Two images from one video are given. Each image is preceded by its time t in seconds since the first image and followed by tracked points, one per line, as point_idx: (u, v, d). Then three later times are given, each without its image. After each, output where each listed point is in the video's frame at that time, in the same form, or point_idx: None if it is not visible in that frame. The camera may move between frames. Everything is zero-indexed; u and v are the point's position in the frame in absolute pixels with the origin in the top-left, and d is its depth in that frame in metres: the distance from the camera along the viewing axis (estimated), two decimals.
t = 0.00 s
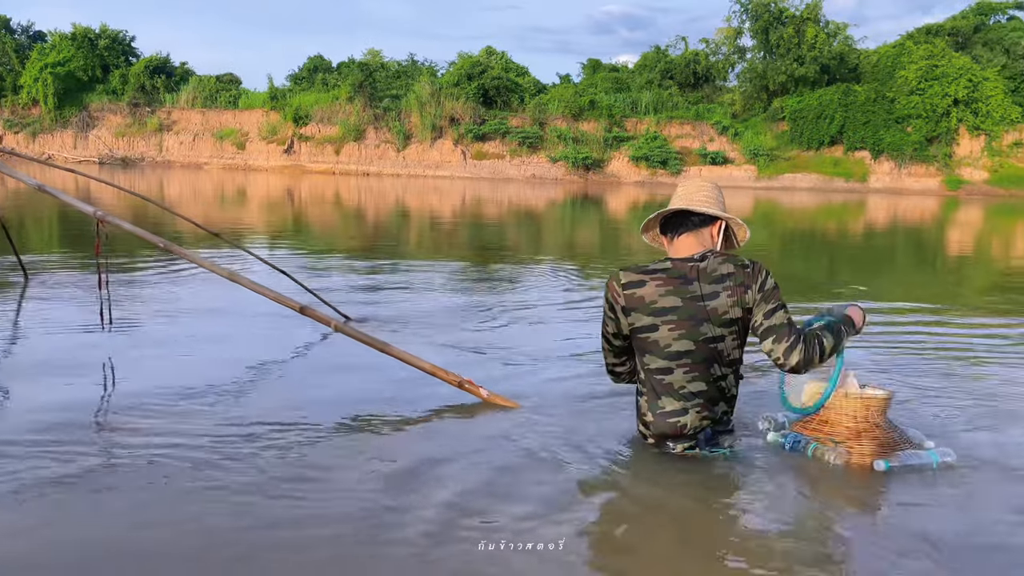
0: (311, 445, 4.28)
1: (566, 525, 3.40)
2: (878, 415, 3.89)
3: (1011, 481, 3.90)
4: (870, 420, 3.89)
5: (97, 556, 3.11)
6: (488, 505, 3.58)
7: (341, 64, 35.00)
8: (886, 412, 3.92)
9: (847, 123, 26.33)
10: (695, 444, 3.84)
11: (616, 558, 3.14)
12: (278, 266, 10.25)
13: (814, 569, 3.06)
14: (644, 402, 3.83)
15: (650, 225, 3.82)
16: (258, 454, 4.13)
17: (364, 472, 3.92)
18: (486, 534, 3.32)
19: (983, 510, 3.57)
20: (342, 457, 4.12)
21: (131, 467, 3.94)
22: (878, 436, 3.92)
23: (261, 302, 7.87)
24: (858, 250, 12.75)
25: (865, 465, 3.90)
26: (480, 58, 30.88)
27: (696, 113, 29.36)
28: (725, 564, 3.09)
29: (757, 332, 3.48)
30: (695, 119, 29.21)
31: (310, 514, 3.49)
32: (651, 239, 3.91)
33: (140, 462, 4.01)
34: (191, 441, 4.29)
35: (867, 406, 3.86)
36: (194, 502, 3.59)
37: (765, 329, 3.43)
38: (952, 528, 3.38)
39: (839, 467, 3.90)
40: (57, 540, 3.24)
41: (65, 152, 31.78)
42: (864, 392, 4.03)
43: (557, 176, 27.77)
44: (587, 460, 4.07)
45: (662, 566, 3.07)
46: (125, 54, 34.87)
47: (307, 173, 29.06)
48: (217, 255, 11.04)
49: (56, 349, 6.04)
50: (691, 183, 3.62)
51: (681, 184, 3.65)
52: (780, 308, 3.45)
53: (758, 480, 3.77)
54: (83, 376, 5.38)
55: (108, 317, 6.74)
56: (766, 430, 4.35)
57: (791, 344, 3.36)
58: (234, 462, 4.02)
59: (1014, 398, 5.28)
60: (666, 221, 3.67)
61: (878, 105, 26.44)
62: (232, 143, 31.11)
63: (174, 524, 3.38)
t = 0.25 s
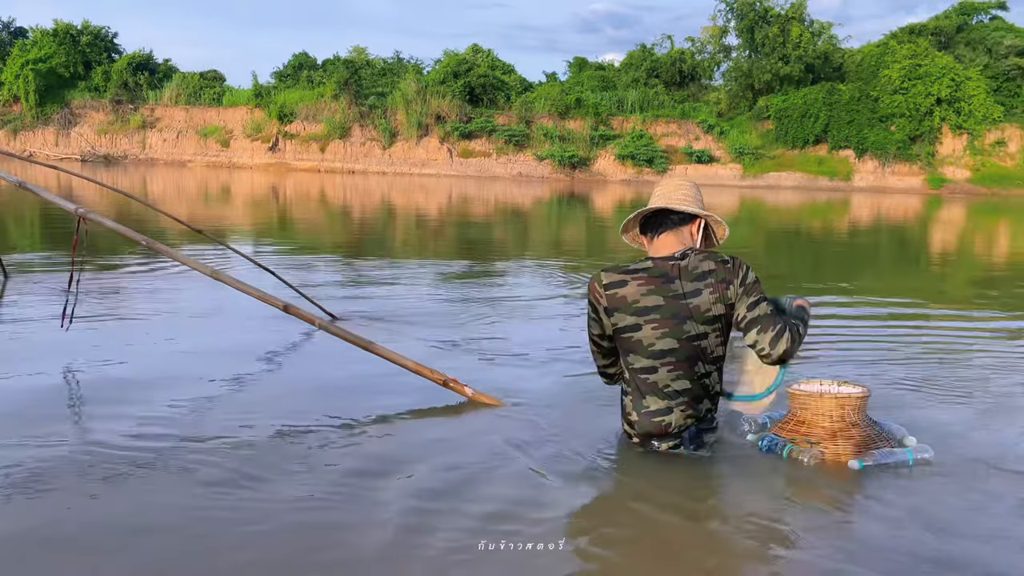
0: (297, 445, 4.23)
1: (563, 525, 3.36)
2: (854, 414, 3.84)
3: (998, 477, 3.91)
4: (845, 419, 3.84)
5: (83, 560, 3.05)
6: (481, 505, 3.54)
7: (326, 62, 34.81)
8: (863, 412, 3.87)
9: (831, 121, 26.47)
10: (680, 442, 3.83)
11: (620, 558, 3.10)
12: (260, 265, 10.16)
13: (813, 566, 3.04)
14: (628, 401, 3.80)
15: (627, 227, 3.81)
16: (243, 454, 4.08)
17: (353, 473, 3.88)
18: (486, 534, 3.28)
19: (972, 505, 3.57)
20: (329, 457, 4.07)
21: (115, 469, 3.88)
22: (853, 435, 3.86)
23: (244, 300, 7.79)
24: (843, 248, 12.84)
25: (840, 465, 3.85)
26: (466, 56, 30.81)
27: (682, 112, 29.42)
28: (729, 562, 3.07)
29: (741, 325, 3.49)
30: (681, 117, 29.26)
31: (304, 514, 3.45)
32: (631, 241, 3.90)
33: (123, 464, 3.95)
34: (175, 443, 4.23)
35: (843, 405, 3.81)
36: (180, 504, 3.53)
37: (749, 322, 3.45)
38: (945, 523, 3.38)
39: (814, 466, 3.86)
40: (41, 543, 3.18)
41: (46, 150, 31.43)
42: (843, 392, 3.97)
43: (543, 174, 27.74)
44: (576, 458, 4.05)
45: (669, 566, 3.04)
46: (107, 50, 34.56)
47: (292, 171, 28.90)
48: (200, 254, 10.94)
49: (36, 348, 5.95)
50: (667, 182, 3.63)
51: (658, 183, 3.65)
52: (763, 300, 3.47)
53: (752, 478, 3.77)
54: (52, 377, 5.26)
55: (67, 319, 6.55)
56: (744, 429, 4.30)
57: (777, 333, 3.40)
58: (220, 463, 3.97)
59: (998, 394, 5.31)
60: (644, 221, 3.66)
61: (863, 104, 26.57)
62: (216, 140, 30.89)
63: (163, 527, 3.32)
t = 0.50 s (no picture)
0: (286, 442, 4.20)
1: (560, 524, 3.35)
2: (838, 412, 3.83)
3: (984, 473, 3.94)
4: (827, 417, 3.84)
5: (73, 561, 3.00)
6: (474, 503, 3.52)
7: (313, 59, 34.66)
8: (847, 410, 3.86)
9: (818, 120, 26.63)
10: (668, 439, 3.83)
11: (621, 559, 3.08)
12: (248, 262, 10.10)
13: (810, 564, 3.05)
14: (616, 399, 3.80)
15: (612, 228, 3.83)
16: (232, 452, 4.04)
17: (344, 471, 3.85)
18: (485, 534, 3.26)
19: (961, 502, 3.60)
20: (319, 454, 4.05)
21: (102, 467, 3.83)
22: (835, 433, 3.86)
23: (232, 297, 7.74)
24: (829, 246, 12.92)
25: (819, 462, 3.85)
26: (454, 53, 30.77)
27: (670, 110, 29.49)
28: (724, 558, 3.08)
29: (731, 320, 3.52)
30: (669, 116, 29.34)
31: (298, 513, 3.41)
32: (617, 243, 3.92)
33: (109, 461, 3.90)
34: (163, 440, 4.19)
35: (827, 402, 3.81)
36: (169, 503, 3.49)
37: (738, 317, 3.48)
38: (936, 520, 3.40)
39: (793, 463, 3.86)
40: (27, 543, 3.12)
41: (31, 147, 31.14)
42: (829, 389, 3.96)
43: (532, 173, 27.72)
44: (567, 455, 4.04)
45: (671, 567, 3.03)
46: (93, 47, 34.31)
47: (279, 169, 28.76)
48: (187, 251, 10.87)
49: (20, 345, 5.87)
50: (652, 182, 3.67)
51: (642, 183, 3.68)
52: (750, 296, 3.49)
53: (745, 475, 3.78)
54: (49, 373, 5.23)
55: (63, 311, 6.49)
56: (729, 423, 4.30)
57: (768, 326, 3.44)
58: (208, 461, 3.93)
59: (983, 391, 5.35)
60: (629, 220, 3.68)
61: (850, 103, 26.71)
62: (203, 138, 30.70)
63: (156, 527, 3.28)
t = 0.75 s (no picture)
0: (278, 441, 4.18)
1: (558, 523, 3.34)
2: (823, 411, 3.84)
3: (974, 470, 3.96)
4: (813, 416, 3.85)
5: (68, 563, 2.98)
6: (468, 504, 3.51)
7: (304, 57, 34.55)
8: (833, 408, 3.87)
9: (808, 119, 26.75)
10: (656, 438, 3.85)
11: (621, 558, 3.07)
12: (239, 260, 10.06)
13: (805, 563, 3.05)
14: (604, 398, 3.82)
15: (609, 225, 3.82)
16: (227, 451, 4.03)
17: (337, 470, 3.83)
18: (484, 534, 3.25)
19: (951, 499, 3.61)
20: (310, 454, 4.03)
21: (91, 468, 3.81)
22: (819, 432, 3.87)
23: (223, 296, 7.71)
24: (819, 244, 13.00)
25: (801, 460, 3.88)
26: (445, 51, 30.74)
27: (661, 109, 29.56)
28: (720, 557, 3.10)
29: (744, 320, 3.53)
30: (660, 114, 29.39)
31: (294, 514, 3.39)
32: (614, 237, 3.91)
33: (98, 462, 3.87)
34: (152, 440, 4.16)
35: (811, 400, 3.82)
36: (160, 503, 3.47)
37: (752, 314, 3.50)
38: (928, 517, 3.41)
39: (776, 460, 3.88)
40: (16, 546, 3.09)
41: (18, 145, 30.91)
42: (815, 388, 3.97)
43: (523, 171, 27.72)
44: (560, 454, 4.04)
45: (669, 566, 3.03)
46: (81, 44, 34.12)
47: (269, 167, 28.67)
48: (177, 250, 10.83)
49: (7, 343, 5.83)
50: (654, 180, 3.67)
51: (644, 181, 3.68)
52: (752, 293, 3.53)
53: (738, 472, 3.79)
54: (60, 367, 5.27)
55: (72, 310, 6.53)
56: (717, 421, 4.32)
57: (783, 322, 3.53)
58: (199, 461, 3.91)
59: (971, 388, 5.39)
60: (629, 217, 3.68)
61: (840, 101, 26.82)
62: (192, 135, 30.55)
63: (150, 527, 3.25)
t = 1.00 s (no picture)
0: (272, 439, 4.16)
1: (558, 523, 3.33)
2: (812, 409, 3.84)
3: (969, 467, 3.97)
4: (801, 413, 3.85)
5: (64, 563, 2.96)
6: (466, 503, 3.50)
7: (297, 55, 34.46)
8: (822, 406, 3.87)
9: (801, 118, 26.81)
10: (650, 439, 3.85)
11: (622, 558, 3.07)
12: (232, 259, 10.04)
13: (806, 561, 3.05)
14: (599, 397, 3.82)
15: (603, 223, 3.81)
16: (222, 448, 4.02)
17: (332, 469, 3.81)
18: (485, 534, 3.23)
19: (947, 497, 3.61)
20: (306, 452, 4.01)
21: (84, 466, 3.78)
22: (807, 430, 3.88)
23: (216, 294, 7.69)
24: (812, 242, 13.05)
25: (788, 457, 3.89)
26: (439, 50, 30.71)
27: (654, 108, 29.59)
28: (717, 553, 3.11)
29: (739, 329, 3.63)
30: (653, 113, 29.43)
31: (291, 513, 3.37)
32: (608, 235, 3.91)
33: (92, 459, 3.84)
34: (145, 438, 4.13)
35: (800, 399, 3.81)
36: (156, 502, 3.44)
37: (749, 322, 3.60)
38: (925, 516, 3.42)
39: (763, 458, 3.89)
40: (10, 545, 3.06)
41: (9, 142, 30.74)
42: (804, 385, 3.96)
43: (517, 169, 27.70)
44: (556, 454, 4.04)
45: (671, 566, 3.02)
46: (73, 42, 33.98)
47: (262, 165, 28.59)
48: (170, 249, 10.79)
49: None
50: (648, 177, 3.66)
51: (637, 179, 3.68)
52: (745, 301, 3.61)
53: (734, 470, 3.80)
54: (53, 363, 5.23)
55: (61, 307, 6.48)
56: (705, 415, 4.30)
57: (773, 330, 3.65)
58: (194, 459, 3.88)
59: (965, 384, 5.40)
60: (623, 216, 3.68)
61: (833, 100, 26.87)
62: (185, 133, 30.44)
63: (147, 527, 3.23)
